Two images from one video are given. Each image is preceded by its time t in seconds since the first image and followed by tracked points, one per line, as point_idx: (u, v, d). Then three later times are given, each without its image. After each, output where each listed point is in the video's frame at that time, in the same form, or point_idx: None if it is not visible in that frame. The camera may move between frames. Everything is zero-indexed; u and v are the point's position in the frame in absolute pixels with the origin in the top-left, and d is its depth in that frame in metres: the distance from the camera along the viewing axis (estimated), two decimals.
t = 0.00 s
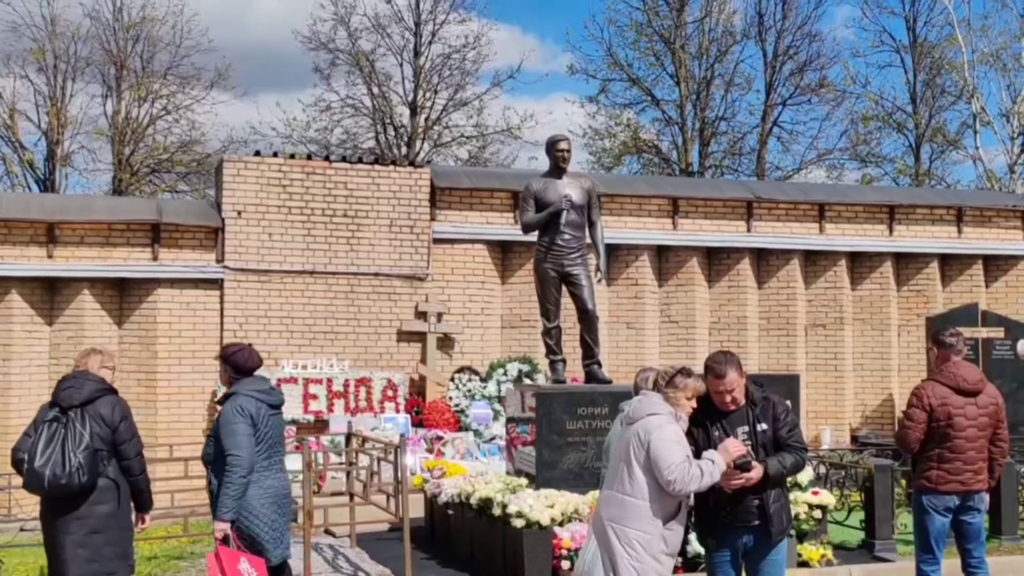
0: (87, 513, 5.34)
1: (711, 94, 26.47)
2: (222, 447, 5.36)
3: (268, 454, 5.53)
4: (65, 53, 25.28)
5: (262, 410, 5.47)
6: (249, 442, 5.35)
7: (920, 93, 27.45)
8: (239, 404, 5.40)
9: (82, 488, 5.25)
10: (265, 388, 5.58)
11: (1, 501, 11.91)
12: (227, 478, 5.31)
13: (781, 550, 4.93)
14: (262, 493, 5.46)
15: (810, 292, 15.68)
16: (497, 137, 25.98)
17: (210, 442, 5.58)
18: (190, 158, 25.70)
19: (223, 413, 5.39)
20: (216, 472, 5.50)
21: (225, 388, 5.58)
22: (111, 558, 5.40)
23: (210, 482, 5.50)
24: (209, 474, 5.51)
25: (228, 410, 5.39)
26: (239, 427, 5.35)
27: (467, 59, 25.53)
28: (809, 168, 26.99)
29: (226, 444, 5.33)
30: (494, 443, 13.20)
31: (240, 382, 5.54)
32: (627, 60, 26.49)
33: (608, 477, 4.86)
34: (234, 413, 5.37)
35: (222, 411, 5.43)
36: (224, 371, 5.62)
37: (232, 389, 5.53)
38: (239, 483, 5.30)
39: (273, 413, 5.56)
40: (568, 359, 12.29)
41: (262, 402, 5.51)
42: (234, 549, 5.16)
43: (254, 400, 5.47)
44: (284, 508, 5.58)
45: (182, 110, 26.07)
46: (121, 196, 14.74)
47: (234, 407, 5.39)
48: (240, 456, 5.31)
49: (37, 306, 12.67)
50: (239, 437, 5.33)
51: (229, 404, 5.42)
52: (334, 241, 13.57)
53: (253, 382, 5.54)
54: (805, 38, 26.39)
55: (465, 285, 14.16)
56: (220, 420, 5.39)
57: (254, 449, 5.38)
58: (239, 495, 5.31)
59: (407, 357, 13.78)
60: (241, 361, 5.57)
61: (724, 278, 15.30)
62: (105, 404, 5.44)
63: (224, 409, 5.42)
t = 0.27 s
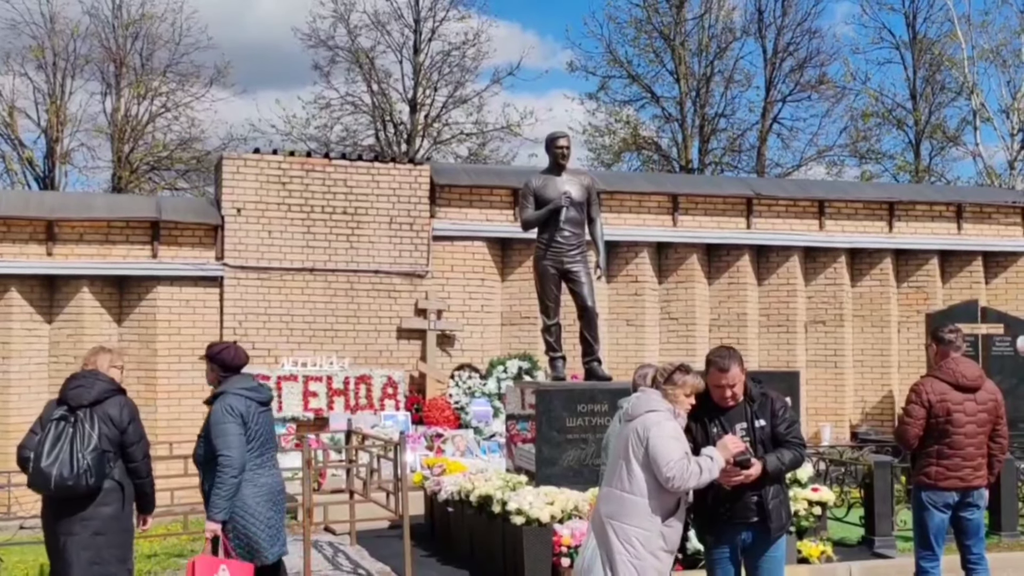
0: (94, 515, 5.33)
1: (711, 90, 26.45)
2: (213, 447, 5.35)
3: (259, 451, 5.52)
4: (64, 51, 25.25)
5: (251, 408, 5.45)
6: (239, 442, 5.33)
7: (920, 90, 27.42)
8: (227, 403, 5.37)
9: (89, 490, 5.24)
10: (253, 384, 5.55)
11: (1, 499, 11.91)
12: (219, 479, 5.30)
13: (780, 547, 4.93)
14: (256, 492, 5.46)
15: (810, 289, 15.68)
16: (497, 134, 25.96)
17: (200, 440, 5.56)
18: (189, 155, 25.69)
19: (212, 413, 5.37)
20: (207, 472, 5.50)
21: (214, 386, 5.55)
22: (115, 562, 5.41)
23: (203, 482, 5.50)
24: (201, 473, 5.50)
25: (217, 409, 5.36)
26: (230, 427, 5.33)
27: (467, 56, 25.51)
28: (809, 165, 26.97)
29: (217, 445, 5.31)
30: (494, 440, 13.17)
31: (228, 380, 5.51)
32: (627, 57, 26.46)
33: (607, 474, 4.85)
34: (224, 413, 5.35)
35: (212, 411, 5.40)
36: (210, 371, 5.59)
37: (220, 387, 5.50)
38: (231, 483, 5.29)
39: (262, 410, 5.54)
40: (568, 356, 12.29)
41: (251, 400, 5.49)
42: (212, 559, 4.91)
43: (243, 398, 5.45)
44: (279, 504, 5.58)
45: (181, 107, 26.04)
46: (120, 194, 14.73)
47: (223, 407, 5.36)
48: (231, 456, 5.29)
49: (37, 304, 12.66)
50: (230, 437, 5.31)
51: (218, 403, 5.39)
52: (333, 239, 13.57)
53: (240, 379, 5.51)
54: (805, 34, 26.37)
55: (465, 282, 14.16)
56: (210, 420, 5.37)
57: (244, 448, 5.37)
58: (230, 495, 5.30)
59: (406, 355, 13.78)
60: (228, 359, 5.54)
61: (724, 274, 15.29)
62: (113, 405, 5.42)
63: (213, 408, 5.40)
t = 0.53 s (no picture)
0: (105, 511, 5.32)
1: (712, 85, 26.43)
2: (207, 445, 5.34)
3: (254, 447, 5.52)
4: (64, 47, 25.23)
5: (244, 405, 5.43)
6: (233, 439, 5.32)
7: (922, 84, 27.37)
8: (219, 400, 5.35)
9: (105, 485, 5.24)
10: (245, 380, 5.53)
11: (3, 494, 11.93)
12: (213, 477, 5.29)
13: (781, 540, 4.93)
14: (254, 488, 5.46)
15: (811, 284, 15.67)
16: (498, 129, 25.94)
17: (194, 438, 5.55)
18: (190, 151, 25.68)
19: (205, 410, 5.35)
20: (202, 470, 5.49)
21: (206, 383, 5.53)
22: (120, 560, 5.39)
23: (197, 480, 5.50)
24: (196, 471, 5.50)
25: (209, 407, 5.35)
26: (224, 424, 5.32)
27: (467, 52, 25.49)
28: (810, 160, 26.94)
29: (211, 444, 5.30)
30: (494, 435, 13.13)
31: (220, 377, 5.49)
32: (628, 52, 26.43)
33: (608, 469, 4.86)
34: (216, 411, 5.33)
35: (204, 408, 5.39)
36: (201, 368, 5.57)
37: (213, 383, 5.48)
38: (226, 480, 5.29)
39: (255, 405, 5.52)
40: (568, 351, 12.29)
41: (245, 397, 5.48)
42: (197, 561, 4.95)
43: (236, 395, 5.43)
44: (275, 499, 5.58)
45: (182, 103, 26.02)
46: (121, 189, 14.73)
47: (215, 404, 5.34)
48: (225, 454, 5.29)
49: (38, 300, 12.67)
50: (223, 435, 5.30)
51: (211, 401, 5.37)
52: (334, 234, 13.56)
53: (232, 375, 5.50)
54: (806, 29, 26.32)
55: (465, 277, 14.15)
56: (203, 417, 5.36)
57: (238, 445, 5.36)
58: (225, 493, 5.30)
59: (407, 350, 13.79)
60: (218, 356, 5.53)
61: (725, 269, 15.29)
62: (123, 402, 5.43)
63: (205, 406, 5.38)
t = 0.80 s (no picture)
0: (112, 508, 5.26)
1: (714, 80, 26.40)
2: (201, 441, 5.32)
3: (244, 443, 5.53)
4: (65, 42, 25.22)
5: (235, 399, 5.43)
6: (228, 434, 5.31)
7: (924, 79, 27.33)
8: (213, 395, 5.34)
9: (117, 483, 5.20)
10: (234, 376, 5.54)
11: (5, 490, 11.95)
12: (209, 472, 5.27)
13: (781, 536, 4.93)
14: (245, 484, 5.46)
15: (812, 279, 15.67)
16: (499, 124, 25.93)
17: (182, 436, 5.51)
18: (190, 147, 25.69)
19: (198, 406, 5.34)
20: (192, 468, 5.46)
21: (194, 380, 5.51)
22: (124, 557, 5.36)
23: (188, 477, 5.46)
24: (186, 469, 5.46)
25: (203, 402, 5.33)
26: (219, 419, 5.32)
27: (468, 47, 25.48)
28: (812, 155, 26.91)
29: (207, 439, 5.29)
30: (496, 430, 13.18)
31: (209, 373, 5.48)
32: (629, 47, 26.40)
33: (608, 464, 4.86)
34: (211, 405, 5.32)
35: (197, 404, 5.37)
36: (190, 365, 5.55)
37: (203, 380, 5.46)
38: (224, 475, 5.28)
39: (245, 400, 5.53)
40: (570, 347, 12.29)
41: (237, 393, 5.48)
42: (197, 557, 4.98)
43: (228, 391, 5.43)
44: (263, 495, 5.61)
45: (183, 99, 26.00)
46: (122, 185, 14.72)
47: (209, 399, 5.32)
48: (221, 448, 5.28)
49: (39, 296, 12.67)
50: (220, 430, 5.29)
51: (204, 396, 5.36)
52: (335, 230, 13.56)
53: (222, 371, 5.49)
54: (807, 23, 26.28)
55: (467, 273, 14.15)
56: (197, 413, 5.34)
57: (232, 439, 5.36)
58: (222, 488, 5.29)
59: (408, 346, 13.80)
60: (208, 353, 5.52)
61: (726, 265, 15.28)
62: (120, 396, 5.32)
63: (198, 402, 5.36)
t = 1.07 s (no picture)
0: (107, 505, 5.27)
1: (714, 75, 26.37)
2: (192, 427, 5.38)
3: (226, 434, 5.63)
4: (65, 38, 25.20)
5: (222, 389, 5.55)
6: (220, 419, 5.43)
7: (924, 73, 27.29)
8: (204, 383, 5.46)
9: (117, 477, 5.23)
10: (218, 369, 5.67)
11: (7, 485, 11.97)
12: (204, 456, 5.34)
13: (782, 531, 4.93)
14: (230, 473, 5.54)
15: (813, 274, 15.67)
16: (499, 120, 25.93)
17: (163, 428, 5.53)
18: (191, 142, 25.68)
19: (189, 392, 5.43)
20: (177, 458, 5.47)
21: (177, 373, 5.57)
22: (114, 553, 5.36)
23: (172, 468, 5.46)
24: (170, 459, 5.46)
25: (194, 389, 5.43)
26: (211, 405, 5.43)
27: (468, 42, 25.47)
28: (813, 150, 26.89)
29: (201, 424, 5.37)
30: (497, 426, 13.22)
31: (195, 364, 5.58)
32: (629, 42, 26.38)
33: (608, 459, 4.86)
34: (203, 392, 5.44)
35: (186, 393, 5.44)
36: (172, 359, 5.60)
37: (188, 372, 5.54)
38: (217, 459, 5.36)
39: (228, 393, 5.64)
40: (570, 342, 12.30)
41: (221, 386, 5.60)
42: (206, 538, 5.12)
43: (216, 381, 5.56)
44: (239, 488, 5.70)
45: (183, 94, 25.98)
46: (123, 181, 14.72)
47: (201, 386, 5.45)
48: (215, 432, 5.38)
49: (40, 291, 12.67)
50: (213, 415, 5.40)
51: (194, 384, 5.45)
52: (336, 225, 13.55)
53: (208, 363, 5.62)
54: (808, 18, 26.24)
55: (468, 268, 14.16)
56: (188, 400, 5.41)
57: (222, 426, 5.46)
58: (216, 472, 5.36)
59: (409, 341, 13.79)
60: (197, 345, 5.62)
61: (727, 260, 15.28)
62: (102, 392, 5.31)
63: (187, 389, 5.44)
